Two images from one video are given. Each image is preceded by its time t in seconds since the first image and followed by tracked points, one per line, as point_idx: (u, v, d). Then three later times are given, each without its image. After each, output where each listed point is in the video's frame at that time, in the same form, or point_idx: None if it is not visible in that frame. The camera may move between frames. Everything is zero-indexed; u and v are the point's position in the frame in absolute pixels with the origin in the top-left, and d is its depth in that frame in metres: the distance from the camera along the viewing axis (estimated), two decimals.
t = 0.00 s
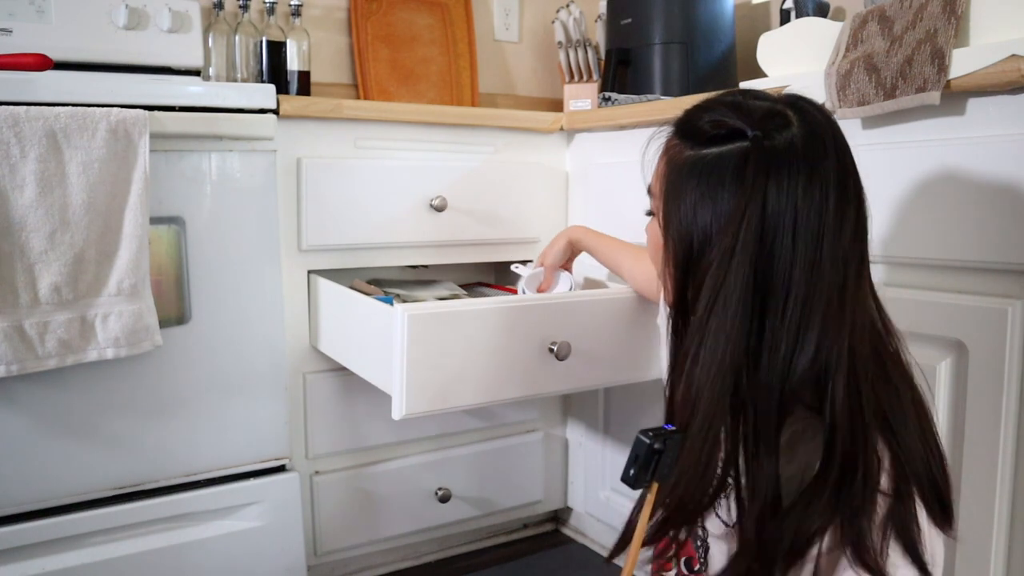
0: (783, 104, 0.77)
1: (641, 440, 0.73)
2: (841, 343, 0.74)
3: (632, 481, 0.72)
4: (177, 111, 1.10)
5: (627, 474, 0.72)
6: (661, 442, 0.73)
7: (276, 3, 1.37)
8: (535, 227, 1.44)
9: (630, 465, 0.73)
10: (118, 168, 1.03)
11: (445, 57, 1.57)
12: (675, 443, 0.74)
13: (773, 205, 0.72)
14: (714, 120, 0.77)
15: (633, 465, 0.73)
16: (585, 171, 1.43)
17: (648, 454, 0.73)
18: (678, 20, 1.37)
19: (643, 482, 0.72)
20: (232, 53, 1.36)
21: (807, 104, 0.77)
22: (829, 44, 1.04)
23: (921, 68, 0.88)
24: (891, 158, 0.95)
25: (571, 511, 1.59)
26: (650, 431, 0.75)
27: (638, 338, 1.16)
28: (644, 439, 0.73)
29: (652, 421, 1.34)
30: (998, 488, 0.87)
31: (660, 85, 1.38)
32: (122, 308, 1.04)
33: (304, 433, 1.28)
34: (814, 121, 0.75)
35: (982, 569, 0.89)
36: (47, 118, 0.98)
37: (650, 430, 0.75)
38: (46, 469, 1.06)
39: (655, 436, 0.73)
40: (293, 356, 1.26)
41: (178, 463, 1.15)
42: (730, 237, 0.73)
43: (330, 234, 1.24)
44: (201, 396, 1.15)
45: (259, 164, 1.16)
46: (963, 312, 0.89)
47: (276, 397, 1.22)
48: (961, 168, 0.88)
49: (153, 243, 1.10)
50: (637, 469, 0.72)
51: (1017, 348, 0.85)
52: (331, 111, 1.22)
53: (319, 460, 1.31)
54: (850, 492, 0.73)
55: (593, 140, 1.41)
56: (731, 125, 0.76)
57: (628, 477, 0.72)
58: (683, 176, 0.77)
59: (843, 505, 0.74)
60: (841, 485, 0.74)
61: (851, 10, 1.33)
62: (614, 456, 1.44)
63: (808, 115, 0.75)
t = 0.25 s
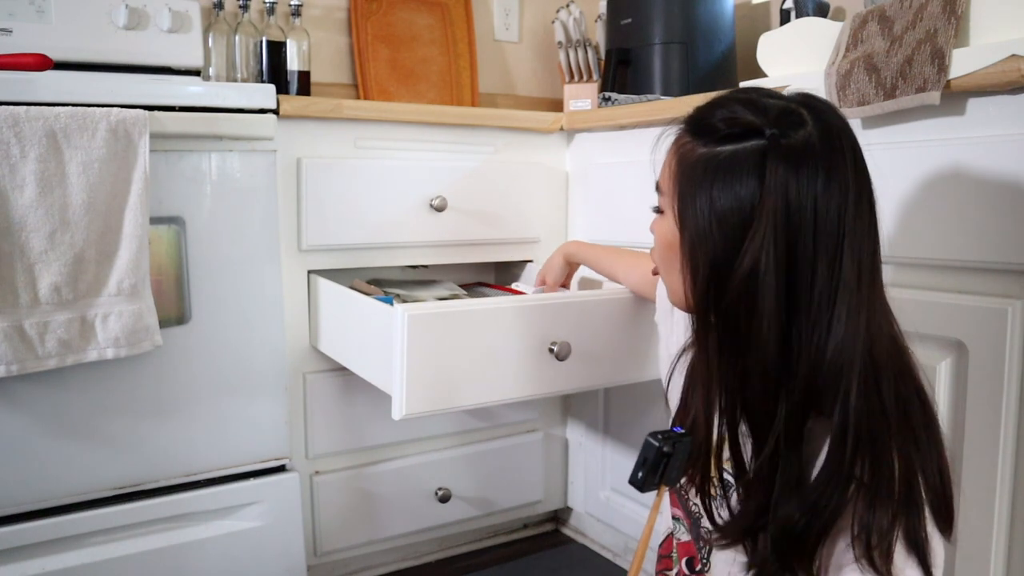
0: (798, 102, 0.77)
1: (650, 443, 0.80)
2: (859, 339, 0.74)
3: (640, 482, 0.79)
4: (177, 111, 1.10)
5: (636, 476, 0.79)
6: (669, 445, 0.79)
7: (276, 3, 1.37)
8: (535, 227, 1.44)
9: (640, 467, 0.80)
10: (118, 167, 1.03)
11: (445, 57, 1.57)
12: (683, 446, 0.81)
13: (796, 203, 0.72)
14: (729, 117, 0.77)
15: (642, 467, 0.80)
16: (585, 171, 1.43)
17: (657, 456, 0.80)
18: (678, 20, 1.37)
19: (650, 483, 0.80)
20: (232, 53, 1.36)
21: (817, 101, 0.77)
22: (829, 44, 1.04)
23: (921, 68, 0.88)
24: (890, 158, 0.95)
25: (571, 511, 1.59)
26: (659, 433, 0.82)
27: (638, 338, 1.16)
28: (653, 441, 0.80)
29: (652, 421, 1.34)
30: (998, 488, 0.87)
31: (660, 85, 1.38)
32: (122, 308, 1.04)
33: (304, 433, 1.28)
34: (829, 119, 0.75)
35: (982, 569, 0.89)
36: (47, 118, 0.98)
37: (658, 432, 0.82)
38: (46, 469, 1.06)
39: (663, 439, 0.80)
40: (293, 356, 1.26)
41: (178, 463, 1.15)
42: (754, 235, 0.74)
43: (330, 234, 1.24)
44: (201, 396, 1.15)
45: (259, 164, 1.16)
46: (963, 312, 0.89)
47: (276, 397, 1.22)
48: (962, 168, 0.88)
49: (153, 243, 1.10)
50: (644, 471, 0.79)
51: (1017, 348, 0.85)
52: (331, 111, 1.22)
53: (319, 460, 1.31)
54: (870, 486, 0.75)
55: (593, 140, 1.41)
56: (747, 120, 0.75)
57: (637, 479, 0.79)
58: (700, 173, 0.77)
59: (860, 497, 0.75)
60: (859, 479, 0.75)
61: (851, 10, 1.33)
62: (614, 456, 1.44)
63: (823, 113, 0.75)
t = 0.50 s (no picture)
0: (811, 104, 0.77)
1: (657, 446, 0.78)
2: (869, 343, 0.75)
3: (647, 485, 0.77)
4: (177, 111, 1.10)
5: (642, 479, 0.77)
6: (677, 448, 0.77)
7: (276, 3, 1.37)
8: (535, 227, 1.44)
9: (645, 470, 0.78)
10: (118, 167, 1.03)
11: (445, 57, 1.57)
12: (690, 448, 0.79)
13: (816, 205, 0.73)
14: (745, 117, 0.76)
15: (648, 470, 0.77)
16: (585, 171, 1.43)
17: (664, 459, 0.77)
18: (678, 20, 1.37)
19: (656, 485, 0.77)
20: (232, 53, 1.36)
21: (827, 103, 0.78)
22: (829, 44, 1.04)
23: (921, 68, 0.88)
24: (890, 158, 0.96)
25: (571, 511, 1.59)
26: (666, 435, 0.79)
27: (638, 338, 1.16)
28: (660, 444, 0.77)
29: (652, 420, 1.34)
30: (998, 488, 0.87)
31: (660, 85, 1.38)
32: (123, 308, 1.04)
33: (304, 433, 1.28)
34: (842, 122, 0.76)
35: (982, 569, 0.89)
36: (47, 118, 0.98)
37: (666, 434, 0.79)
38: (46, 469, 1.06)
39: (671, 442, 0.78)
40: (293, 356, 1.26)
41: (178, 463, 1.15)
42: (774, 239, 0.74)
43: (330, 234, 1.24)
44: (201, 396, 1.15)
45: (259, 164, 1.16)
46: (963, 312, 0.89)
47: (276, 397, 1.22)
48: (961, 168, 0.88)
49: (153, 243, 1.10)
50: (651, 474, 0.77)
51: (1017, 347, 0.85)
52: (331, 111, 1.22)
53: (319, 460, 1.31)
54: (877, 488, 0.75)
55: (593, 140, 1.41)
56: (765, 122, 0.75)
57: (643, 482, 0.77)
58: (715, 172, 0.77)
59: (866, 498, 0.75)
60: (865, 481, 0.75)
61: (851, 10, 1.33)
62: (614, 456, 1.44)
63: (836, 116, 0.76)
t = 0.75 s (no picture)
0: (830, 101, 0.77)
1: (650, 443, 0.78)
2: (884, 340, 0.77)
3: (641, 483, 0.77)
4: (177, 111, 1.10)
5: (636, 476, 0.77)
6: (669, 444, 0.77)
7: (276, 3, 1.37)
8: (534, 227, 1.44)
9: (640, 468, 0.78)
10: (118, 167, 1.03)
11: (445, 57, 1.57)
12: (683, 446, 0.79)
13: (846, 207, 0.74)
14: (772, 114, 0.76)
15: (642, 468, 0.78)
16: (585, 171, 1.43)
17: (658, 456, 0.78)
18: (678, 20, 1.37)
19: (651, 483, 0.78)
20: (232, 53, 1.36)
21: (843, 99, 0.78)
22: (829, 44, 1.04)
23: (921, 68, 0.88)
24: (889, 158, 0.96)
25: (571, 511, 1.59)
26: (659, 433, 0.80)
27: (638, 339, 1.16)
28: (653, 442, 0.78)
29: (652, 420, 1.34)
30: (998, 487, 0.87)
31: (660, 85, 1.38)
32: (122, 308, 1.04)
33: (304, 433, 1.28)
34: (860, 120, 0.77)
35: (982, 569, 0.89)
36: (47, 118, 0.98)
37: (659, 432, 0.80)
38: (45, 469, 1.06)
39: (664, 439, 0.78)
40: (293, 356, 1.26)
41: (178, 463, 1.15)
42: (805, 240, 0.74)
43: (331, 234, 1.24)
44: (201, 396, 1.15)
45: (259, 164, 1.16)
46: (963, 312, 0.89)
47: (276, 397, 1.22)
48: (961, 168, 0.88)
49: (153, 243, 1.10)
50: (646, 472, 0.77)
51: (1017, 346, 0.85)
52: (331, 111, 1.22)
53: (319, 460, 1.31)
54: (886, 484, 0.74)
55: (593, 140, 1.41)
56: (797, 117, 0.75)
57: (637, 479, 0.77)
58: (748, 171, 0.75)
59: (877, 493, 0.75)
60: (874, 479, 0.75)
61: (851, 10, 1.33)
62: (614, 456, 1.44)
63: (855, 114, 0.77)
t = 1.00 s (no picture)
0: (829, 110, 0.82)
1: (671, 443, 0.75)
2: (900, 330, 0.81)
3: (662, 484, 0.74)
4: (177, 111, 1.10)
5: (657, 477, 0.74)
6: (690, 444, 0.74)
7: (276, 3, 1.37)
8: (535, 227, 1.44)
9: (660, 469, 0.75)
10: (118, 167, 1.03)
11: (445, 57, 1.57)
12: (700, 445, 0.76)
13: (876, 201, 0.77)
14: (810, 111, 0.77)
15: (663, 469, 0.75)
16: (585, 171, 1.43)
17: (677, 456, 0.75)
18: (678, 20, 1.37)
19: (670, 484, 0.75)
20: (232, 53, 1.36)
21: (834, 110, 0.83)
22: (829, 44, 1.04)
23: (921, 68, 0.88)
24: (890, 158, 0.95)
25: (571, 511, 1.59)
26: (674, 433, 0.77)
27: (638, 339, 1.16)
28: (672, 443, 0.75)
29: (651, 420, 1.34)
30: (999, 487, 0.87)
31: (660, 85, 1.38)
32: (122, 308, 1.04)
33: (304, 433, 1.28)
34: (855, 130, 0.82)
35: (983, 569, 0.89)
36: (47, 118, 0.98)
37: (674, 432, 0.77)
38: (45, 470, 1.06)
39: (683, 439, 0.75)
40: (293, 355, 1.26)
41: (178, 463, 1.15)
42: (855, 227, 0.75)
43: (331, 234, 1.24)
44: (201, 396, 1.15)
45: (259, 164, 1.16)
46: (963, 312, 0.89)
47: (276, 397, 1.22)
48: (960, 169, 0.88)
49: (152, 243, 1.10)
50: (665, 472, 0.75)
51: (1017, 345, 0.85)
52: (331, 111, 1.22)
53: (319, 460, 1.31)
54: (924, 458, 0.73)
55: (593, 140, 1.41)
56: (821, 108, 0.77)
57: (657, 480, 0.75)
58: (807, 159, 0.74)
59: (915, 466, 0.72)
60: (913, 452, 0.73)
61: (851, 10, 1.33)
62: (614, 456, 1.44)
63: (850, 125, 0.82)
